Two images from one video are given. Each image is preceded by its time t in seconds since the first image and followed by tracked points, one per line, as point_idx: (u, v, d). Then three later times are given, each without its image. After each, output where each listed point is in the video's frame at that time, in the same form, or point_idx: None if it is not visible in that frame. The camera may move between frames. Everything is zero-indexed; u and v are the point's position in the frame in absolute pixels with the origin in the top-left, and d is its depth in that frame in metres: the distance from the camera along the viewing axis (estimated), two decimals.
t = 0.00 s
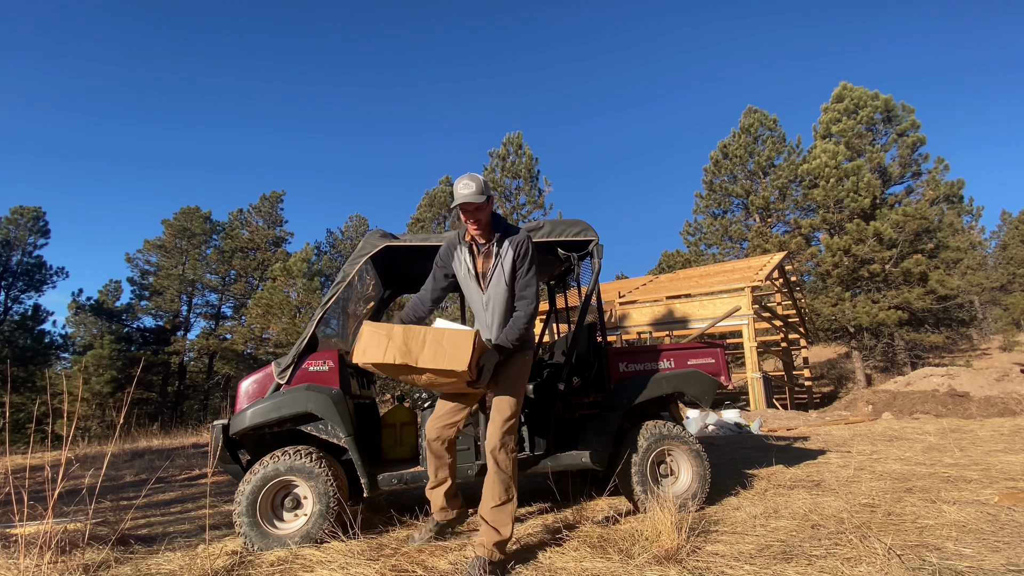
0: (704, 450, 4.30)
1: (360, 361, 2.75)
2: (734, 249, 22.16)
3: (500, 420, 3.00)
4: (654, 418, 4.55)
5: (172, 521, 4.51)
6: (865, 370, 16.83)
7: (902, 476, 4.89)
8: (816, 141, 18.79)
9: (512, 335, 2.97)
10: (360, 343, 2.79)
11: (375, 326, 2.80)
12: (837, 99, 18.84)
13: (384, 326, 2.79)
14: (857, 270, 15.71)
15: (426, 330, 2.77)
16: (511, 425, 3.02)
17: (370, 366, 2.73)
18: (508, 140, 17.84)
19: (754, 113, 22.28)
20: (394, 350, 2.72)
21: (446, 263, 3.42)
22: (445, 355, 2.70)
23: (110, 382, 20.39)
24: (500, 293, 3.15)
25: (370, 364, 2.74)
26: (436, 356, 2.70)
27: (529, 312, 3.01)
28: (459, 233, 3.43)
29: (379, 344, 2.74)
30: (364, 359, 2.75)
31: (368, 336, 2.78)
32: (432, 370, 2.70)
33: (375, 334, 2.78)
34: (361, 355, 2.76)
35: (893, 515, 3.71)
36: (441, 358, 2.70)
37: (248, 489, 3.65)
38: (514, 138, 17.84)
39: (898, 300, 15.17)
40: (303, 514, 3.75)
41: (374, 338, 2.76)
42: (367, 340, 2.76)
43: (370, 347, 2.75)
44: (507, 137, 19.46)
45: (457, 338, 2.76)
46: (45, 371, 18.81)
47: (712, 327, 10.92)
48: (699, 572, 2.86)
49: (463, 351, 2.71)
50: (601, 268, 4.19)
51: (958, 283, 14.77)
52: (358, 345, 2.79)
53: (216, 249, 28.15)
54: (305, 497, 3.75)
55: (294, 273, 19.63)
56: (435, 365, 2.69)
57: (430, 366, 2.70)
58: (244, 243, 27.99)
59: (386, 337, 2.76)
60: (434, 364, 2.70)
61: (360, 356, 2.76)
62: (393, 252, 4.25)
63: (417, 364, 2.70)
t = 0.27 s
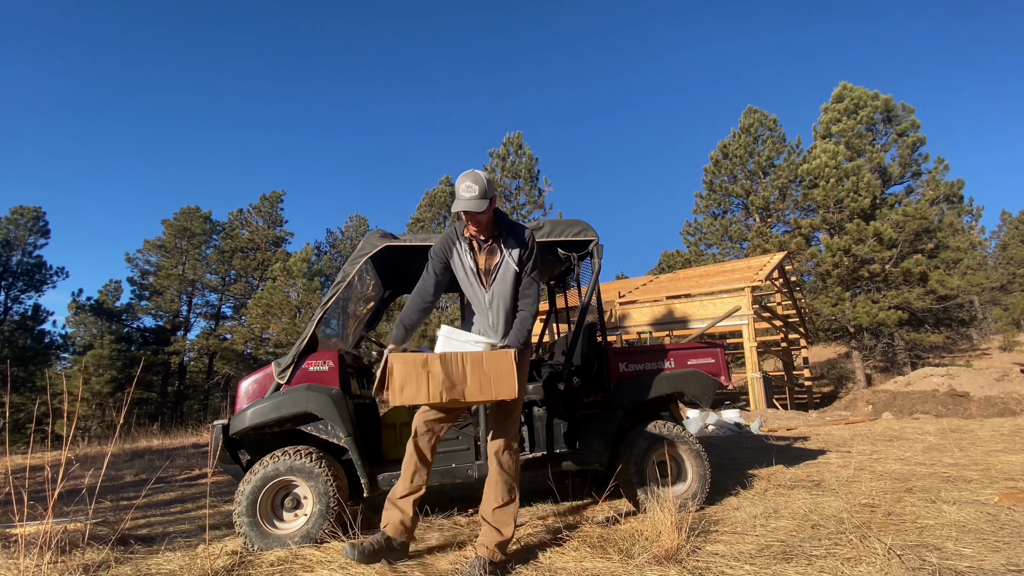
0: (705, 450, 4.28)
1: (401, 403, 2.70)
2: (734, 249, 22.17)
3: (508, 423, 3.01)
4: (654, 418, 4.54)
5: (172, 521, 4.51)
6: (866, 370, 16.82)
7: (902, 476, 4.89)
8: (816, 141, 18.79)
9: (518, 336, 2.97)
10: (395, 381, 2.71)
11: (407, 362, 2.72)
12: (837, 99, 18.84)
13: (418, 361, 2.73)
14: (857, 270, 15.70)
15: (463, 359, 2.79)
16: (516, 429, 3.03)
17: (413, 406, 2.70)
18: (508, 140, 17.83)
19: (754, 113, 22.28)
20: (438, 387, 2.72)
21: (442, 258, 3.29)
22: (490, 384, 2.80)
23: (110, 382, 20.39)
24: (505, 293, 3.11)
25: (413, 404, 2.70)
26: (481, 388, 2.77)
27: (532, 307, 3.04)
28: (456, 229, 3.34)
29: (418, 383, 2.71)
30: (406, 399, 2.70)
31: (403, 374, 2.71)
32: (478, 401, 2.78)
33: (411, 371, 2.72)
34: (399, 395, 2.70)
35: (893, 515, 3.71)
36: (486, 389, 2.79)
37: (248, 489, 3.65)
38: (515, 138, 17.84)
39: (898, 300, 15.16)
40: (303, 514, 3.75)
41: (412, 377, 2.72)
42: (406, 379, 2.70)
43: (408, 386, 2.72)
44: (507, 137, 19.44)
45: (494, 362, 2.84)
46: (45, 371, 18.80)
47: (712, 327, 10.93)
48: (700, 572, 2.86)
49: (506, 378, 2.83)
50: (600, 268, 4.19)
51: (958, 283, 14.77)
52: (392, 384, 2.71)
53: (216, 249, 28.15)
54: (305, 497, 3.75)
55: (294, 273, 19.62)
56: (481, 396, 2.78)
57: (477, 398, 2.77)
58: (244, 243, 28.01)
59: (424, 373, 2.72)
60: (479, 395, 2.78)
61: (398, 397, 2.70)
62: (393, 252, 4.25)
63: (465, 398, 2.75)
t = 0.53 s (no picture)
0: (704, 450, 4.29)
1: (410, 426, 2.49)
2: (734, 249, 22.18)
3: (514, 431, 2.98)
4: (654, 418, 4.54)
5: (172, 521, 4.52)
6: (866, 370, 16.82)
7: (902, 476, 4.89)
8: (816, 141, 18.80)
9: (509, 337, 2.94)
10: (402, 403, 2.50)
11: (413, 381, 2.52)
12: (837, 99, 18.85)
13: (425, 379, 2.53)
14: (857, 270, 15.70)
15: (470, 373, 2.64)
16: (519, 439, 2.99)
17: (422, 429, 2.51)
18: (508, 140, 17.83)
19: (753, 113, 22.29)
20: (449, 406, 2.56)
21: (423, 259, 3.05)
22: (499, 399, 2.67)
23: (110, 382, 20.39)
24: (494, 294, 3.02)
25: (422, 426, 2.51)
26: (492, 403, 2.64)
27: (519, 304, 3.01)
28: (436, 229, 3.17)
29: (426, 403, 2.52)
30: (415, 422, 2.50)
31: (412, 395, 2.51)
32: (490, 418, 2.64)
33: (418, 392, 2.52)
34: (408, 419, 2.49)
35: (893, 515, 3.71)
36: (496, 403, 2.65)
37: (248, 489, 3.65)
38: (515, 138, 17.83)
39: (898, 300, 15.16)
40: (303, 514, 3.75)
41: (421, 398, 2.52)
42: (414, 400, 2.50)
43: (418, 408, 2.52)
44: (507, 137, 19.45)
45: (500, 375, 2.73)
46: (45, 371, 18.79)
47: (713, 327, 10.93)
48: (700, 572, 2.86)
49: (514, 392, 2.72)
50: (601, 268, 4.19)
51: (958, 283, 14.77)
52: (399, 408, 2.49)
53: (216, 249, 28.15)
54: (305, 497, 3.75)
55: (294, 273, 19.62)
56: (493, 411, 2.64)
57: (488, 414, 2.63)
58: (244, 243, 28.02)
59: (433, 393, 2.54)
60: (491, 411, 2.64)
61: (408, 421, 2.49)
62: (393, 252, 4.24)
63: (477, 416, 2.60)
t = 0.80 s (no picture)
0: (705, 450, 4.29)
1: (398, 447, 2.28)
2: (734, 249, 22.19)
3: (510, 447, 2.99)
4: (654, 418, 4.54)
5: (172, 521, 4.51)
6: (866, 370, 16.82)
7: (902, 476, 4.88)
8: (816, 141, 18.80)
9: (487, 338, 2.80)
10: (392, 422, 2.28)
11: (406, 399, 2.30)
12: (837, 99, 18.85)
13: (418, 396, 2.32)
14: (857, 270, 15.70)
15: (463, 390, 2.46)
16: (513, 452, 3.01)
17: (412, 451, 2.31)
18: (507, 140, 17.82)
19: (754, 113, 22.28)
20: (441, 425, 2.37)
21: (392, 255, 2.86)
22: (489, 416, 2.52)
23: (110, 382, 20.39)
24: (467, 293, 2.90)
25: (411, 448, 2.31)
26: (483, 422, 2.49)
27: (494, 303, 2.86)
28: (403, 223, 2.98)
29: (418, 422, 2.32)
30: (404, 442, 2.29)
31: (402, 413, 2.29)
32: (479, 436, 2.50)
33: (410, 410, 2.31)
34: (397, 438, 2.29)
35: (893, 515, 3.71)
36: (487, 422, 2.51)
37: (248, 489, 3.65)
38: (514, 138, 17.82)
39: (899, 300, 15.16)
40: (303, 514, 3.75)
41: (412, 416, 2.31)
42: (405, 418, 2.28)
43: (409, 427, 2.31)
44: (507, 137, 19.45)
45: (492, 389, 2.57)
46: (45, 371, 18.78)
47: (713, 327, 10.94)
48: (700, 572, 2.86)
49: (503, 409, 2.57)
50: (601, 268, 4.19)
51: (958, 284, 14.78)
52: (388, 428, 2.27)
53: (216, 249, 28.15)
54: (305, 497, 3.75)
55: (294, 273, 19.61)
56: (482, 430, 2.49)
57: (478, 433, 2.48)
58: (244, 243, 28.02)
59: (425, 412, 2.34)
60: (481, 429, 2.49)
61: (396, 442, 2.28)
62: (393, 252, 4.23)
63: (467, 436, 2.44)
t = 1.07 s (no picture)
0: (704, 450, 4.30)
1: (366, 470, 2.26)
2: (734, 249, 22.19)
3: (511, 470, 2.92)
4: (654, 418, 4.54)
5: (172, 521, 4.51)
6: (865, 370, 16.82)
7: (902, 476, 4.89)
8: (816, 141, 18.80)
9: (486, 348, 2.73)
10: (362, 444, 2.27)
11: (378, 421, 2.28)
12: (837, 99, 18.85)
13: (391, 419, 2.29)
14: (857, 270, 15.70)
15: (443, 412, 2.41)
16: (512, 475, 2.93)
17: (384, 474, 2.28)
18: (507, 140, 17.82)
19: (754, 113, 22.28)
20: (415, 449, 2.32)
21: (391, 254, 2.87)
22: (471, 440, 2.44)
23: (110, 382, 20.40)
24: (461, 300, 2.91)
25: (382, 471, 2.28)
26: (462, 447, 2.41)
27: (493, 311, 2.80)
28: (408, 219, 2.97)
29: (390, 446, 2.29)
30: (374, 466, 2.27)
31: (374, 435, 2.27)
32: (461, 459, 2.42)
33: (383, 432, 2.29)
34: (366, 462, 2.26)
35: (893, 515, 3.71)
36: (468, 446, 2.42)
37: (248, 489, 3.65)
38: (514, 138, 17.82)
39: (899, 300, 15.16)
40: (303, 514, 3.76)
41: (385, 437, 2.29)
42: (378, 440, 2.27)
43: (381, 450, 2.29)
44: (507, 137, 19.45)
45: (477, 412, 2.49)
46: (46, 371, 18.78)
47: (712, 327, 10.94)
48: (700, 572, 2.86)
49: (489, 431, 2.49)
50: (601, 268, 4.19)
51: (958, 284, 14.80)
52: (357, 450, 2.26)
53: (216, 249, 28.15)
54: (305, 497, 3.76)
55: (294, 273, 19.61)
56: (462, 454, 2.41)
57: (458, 456, 2.41)
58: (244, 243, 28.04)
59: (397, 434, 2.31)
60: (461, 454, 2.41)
61: (366, 466, 2.26)
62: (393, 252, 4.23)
63: (445, 459, 2.38)
